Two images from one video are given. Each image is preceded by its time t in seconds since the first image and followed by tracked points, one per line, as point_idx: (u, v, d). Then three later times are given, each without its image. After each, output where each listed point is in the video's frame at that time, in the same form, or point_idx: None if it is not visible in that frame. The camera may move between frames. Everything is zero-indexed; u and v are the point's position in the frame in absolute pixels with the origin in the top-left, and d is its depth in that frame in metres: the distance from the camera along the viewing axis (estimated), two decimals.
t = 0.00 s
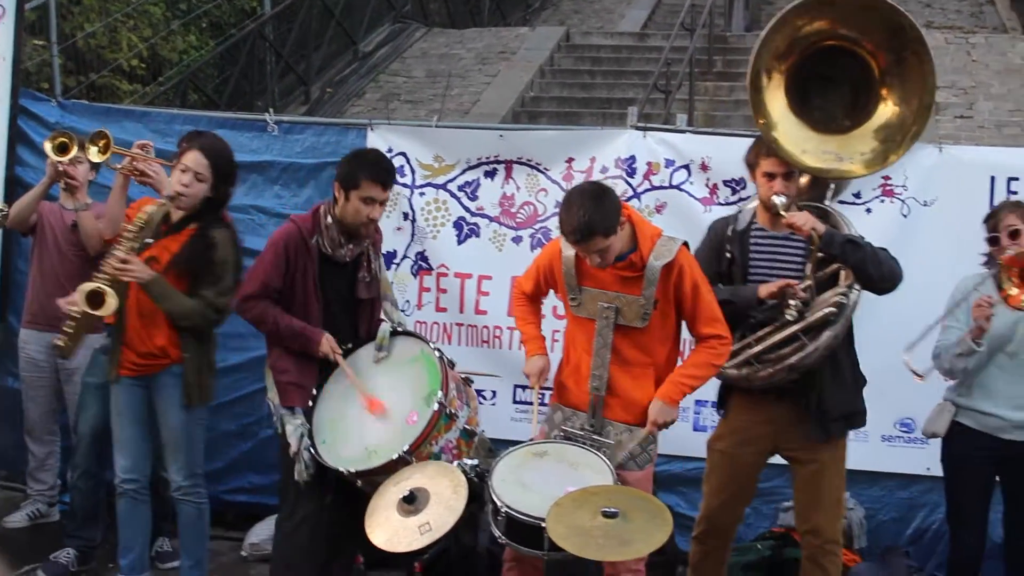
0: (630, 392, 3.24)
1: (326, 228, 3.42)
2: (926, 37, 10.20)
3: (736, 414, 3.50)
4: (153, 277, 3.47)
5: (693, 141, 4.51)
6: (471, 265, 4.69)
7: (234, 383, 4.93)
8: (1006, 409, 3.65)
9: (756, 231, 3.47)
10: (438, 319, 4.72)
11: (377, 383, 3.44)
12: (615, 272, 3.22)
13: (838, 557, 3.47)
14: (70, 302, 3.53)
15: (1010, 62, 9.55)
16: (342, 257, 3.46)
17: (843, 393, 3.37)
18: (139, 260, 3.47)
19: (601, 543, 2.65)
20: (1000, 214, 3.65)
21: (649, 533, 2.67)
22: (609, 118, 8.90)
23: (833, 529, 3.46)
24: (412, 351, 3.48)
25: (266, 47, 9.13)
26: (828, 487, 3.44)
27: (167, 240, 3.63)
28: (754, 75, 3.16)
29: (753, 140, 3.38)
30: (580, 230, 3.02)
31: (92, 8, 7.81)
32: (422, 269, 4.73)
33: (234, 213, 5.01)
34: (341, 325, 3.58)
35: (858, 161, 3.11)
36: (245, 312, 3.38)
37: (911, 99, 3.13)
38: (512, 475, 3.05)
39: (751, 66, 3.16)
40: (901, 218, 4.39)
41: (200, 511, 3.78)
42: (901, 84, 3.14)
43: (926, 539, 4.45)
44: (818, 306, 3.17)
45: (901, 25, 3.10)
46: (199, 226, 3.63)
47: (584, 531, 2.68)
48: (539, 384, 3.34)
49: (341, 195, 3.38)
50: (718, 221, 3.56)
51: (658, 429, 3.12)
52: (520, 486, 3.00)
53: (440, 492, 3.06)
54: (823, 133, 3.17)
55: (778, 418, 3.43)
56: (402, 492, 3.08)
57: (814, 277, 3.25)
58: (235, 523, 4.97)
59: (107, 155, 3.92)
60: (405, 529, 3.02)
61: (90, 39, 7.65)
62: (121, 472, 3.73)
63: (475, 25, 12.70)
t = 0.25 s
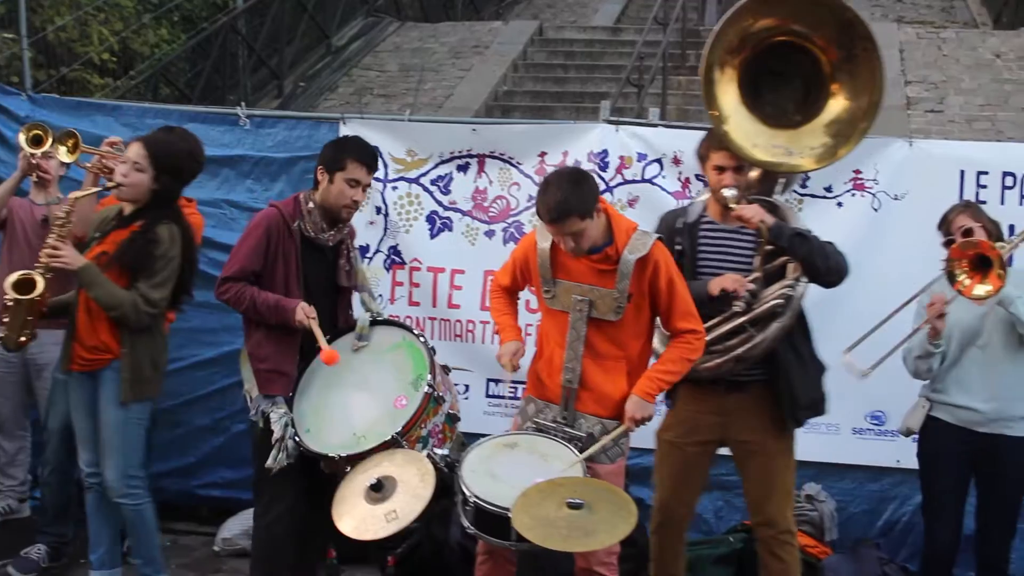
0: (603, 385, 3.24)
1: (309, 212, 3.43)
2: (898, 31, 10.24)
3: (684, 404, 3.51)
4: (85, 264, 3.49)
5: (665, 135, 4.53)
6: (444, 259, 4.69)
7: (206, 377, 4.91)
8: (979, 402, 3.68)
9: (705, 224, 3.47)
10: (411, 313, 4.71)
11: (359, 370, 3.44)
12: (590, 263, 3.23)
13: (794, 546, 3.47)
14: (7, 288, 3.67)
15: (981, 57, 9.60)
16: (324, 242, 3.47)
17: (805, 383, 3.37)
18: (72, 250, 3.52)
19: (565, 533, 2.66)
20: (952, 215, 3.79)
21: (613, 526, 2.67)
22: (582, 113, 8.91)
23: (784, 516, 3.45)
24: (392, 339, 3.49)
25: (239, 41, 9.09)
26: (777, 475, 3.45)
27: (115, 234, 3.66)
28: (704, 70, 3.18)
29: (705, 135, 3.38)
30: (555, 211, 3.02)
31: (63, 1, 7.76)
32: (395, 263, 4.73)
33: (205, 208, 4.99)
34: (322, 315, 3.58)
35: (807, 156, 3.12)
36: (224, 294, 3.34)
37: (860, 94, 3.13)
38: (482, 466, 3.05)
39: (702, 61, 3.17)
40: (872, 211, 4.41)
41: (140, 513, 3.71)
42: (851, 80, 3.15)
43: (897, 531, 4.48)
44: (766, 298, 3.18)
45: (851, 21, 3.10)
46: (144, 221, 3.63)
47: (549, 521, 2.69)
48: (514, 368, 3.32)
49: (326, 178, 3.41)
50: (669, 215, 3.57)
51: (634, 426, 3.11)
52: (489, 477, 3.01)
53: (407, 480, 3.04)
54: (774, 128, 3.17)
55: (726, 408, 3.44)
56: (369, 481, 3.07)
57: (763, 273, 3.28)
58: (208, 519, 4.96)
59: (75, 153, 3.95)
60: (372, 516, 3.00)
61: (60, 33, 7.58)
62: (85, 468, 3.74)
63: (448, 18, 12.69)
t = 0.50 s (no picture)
0: (575, 379, 3.25)
1: (288, 210, 3.40)
2: (869, 28, 10.30)
3: (646, 399, 3.51)
4: (45, 258, 3.53)
5: (639, 132, 4.54)
6: (417, 255, 4.69)
7: (179, 373, 4.90)
8: (958, 397, 3.70)
9: (666, 223, 3.50)
10: (384, 309, 4.71)
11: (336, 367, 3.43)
12: (564, 258, 3.24)
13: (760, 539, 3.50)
14: None
15: (952, 54, 9.66)
16: (302, 241, 3.46)
17: (748, 381, 3.41)
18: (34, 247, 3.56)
19: (533, 529, 2.67)
20: (930, 212, 3.77)
21: (581, 522, 2.69)
22: (556, 108, 8.92)
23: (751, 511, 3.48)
24: (368, 335, 3.49)
25: (212, 35, 9.06)
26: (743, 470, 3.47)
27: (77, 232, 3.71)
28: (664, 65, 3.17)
29: (662, 132, 3.39)
30: (530, 209, 3.02)
31: None
32: (368, 258, 4.73)
33: (179, 203, 4.97)
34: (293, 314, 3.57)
35: (768, 152, 3.13)
36: (206, 294, 3.28)
37: (818, 90, 3.16)
38: (453, 460, 3.05)
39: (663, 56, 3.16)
40: (844, 207, 4.43)
41: (94, 509, 3.72)
42: (808, 76, 3.18)
43: (868, 525, 4.51)
44: (729, 293, 3.20)
45: (809, 18, 3.13)
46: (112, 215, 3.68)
47: (518, 516, 2.70)
48: (486, 362, 3.33)
49: (313, 180, 3.40)
50: (628, 214, 3.60)
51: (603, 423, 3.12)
52: (460, 470, 3.01)
53: (378, 473, 3.04)
54: (733, 124, 3.18)
55: (690, 403, 3.46)
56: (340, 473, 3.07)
57: (724, 269, 3.32)
58: (181, 514, 4.95)
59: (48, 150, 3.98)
60: (342, 510, 2.99)
61: (31, 26, 7.54)
62: (52, 464, 3.80)
63: (422, 13, 12.67)
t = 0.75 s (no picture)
0: (542, 377, 3.26)
1: (248, 205, 3.37)
2: (833, 25, 10.35)
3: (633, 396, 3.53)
4: (32, 257, 3.51)
5: (604, 128, 4.55)
6: (384, 252, 4.68)
7: (143, 371, 4.87)
8: (927, 389, 3.72)
9: (652, 217, 3.50)
10: (350, 306, 4.70)
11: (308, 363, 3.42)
12: (528, 259, 3.23)
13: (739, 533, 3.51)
14: None
15: (914, 50, 9.72)
16: (264, 235, 3.43)
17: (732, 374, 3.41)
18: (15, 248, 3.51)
19: (501, 526, 2.67)
20: (923, 197, 3.75)
21: (549, 520, 2.69)
22: (522, 105, 8.92)
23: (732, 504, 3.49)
24: (337, 330, 3.48)
25: (175, 32, 9.02)
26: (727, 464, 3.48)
27: (44, 228, 3.69)
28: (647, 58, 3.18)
29: (646, 126, 3.40)
30: (490, 220, 3.02)
31: None
32: (334, 256, 4.71)
33: (143, 200, 4.95)
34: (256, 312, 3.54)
35: (752, 143, 3.15)
36: (174, 288, 3.21)
37: (802, 81, 3.18)
38: (421, 460, 3.05)
39: (646, 48, 3.17)
40: (808, 203, 4.45)
41: (92, 503, 3.80)
42: (792, 67, 3.20)
43: (833, 518, 4.54)
44: (714, 286, 3.23)
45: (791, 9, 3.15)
46: (76, 208, 3.71)
47: (486, 515, 2.69)
48: (453, 373, 3.32)
49: (272, 172, 3.37)
50: (615, 208, 3.60)
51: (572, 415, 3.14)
52: (428, 470, 3.01)
53: (344, 477, 3.03)
54: (717, 116, 3.20)
55: (675, 397, 3.47)
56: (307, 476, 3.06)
57: (710, 261, 3.31)
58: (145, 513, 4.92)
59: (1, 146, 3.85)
60: (311, 513, 2.99)
61: None
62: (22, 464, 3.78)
63: (387, 10, 12.64)
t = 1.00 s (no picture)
0: (502, 371, 3.26)
1: (196, 210, 3.33)
2: (791, 23, 10.40)
3: (605, 394, 3.55)
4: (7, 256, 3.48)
5: (563, 124, 4.56)
6: (343, 248, 4.67)
7: (100, 368, 4.84)
8: (877, 382, 3.76)
9: (623, 215, 3.52)
10: (309, 302, 4.68)
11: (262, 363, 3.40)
12: (486, 253, 3.25)
13: (705, 532, 3.52)
14: None
15: (871, 48, 9.79)
16: (214, 239, 3.40)
17: (710, 371, 3.43)
18: None
19: (462, 519, 2.67)
20: (890, 190, 3.77)
21: (509, 512, 2.69)
22: (481, 101, 8.92)
23: (699, 503, 3.50)
24: (290, 329, 3.46)
25: (133, 27, 9.00)
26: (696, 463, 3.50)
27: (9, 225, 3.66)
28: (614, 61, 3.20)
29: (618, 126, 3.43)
30: (447, 210, 3.02)
31: None
32: (293, 252, 4.69)
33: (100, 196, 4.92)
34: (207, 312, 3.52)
35: (719, 144, 3.17)
36: (127, 301, 3.21)
37: (771, 81, 3.19)
38: (381, 454, 3.05)
39: (612, 52, 3.19)
40: (766, 199, 4.47)
41: (70, 496, 3.83)
42: (760, 67, 3.21)
43: (791, 513, 4.57)
44: (681, 285, 3.24)
45: (757, 8, 3.16)
46: (41, 202, 3.67)
47: (447, 509, 2.70)
48: (412, 363, 3.33)
49: (222, 176, 3.35)
50: (586, 206, 3.60)
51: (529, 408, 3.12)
52: (388, 465, 3.01)
53: (304, 470, 3.03)
54: (687, 117, 3.22)
55: (647, 395, 3.49)
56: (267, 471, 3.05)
57: (678, 260, 3.36)
58: (102, 511, 4.89)
59: None
60: (271, 507, 2.98)
61: None
62: None
63: (347, 6, 12.61)
